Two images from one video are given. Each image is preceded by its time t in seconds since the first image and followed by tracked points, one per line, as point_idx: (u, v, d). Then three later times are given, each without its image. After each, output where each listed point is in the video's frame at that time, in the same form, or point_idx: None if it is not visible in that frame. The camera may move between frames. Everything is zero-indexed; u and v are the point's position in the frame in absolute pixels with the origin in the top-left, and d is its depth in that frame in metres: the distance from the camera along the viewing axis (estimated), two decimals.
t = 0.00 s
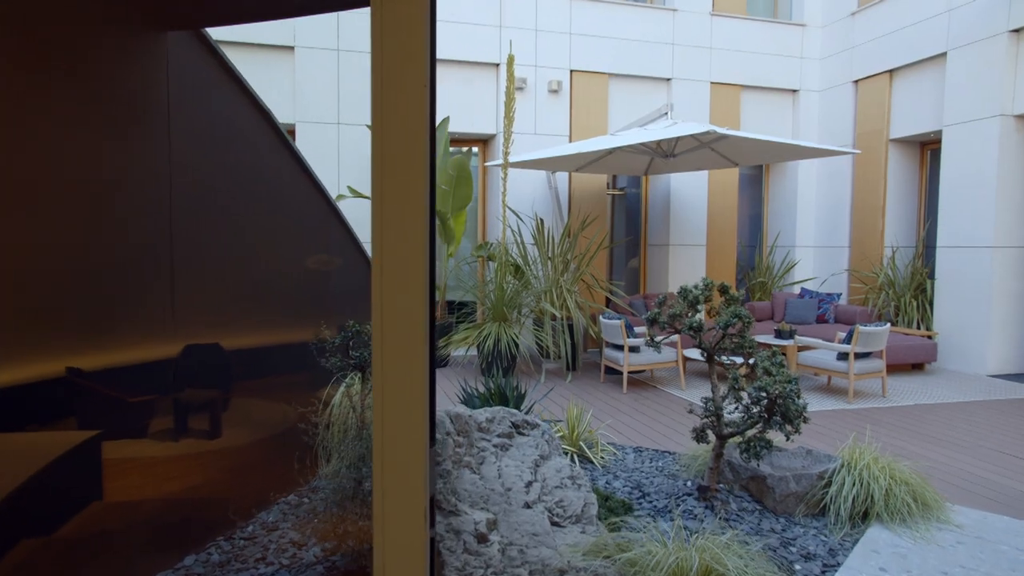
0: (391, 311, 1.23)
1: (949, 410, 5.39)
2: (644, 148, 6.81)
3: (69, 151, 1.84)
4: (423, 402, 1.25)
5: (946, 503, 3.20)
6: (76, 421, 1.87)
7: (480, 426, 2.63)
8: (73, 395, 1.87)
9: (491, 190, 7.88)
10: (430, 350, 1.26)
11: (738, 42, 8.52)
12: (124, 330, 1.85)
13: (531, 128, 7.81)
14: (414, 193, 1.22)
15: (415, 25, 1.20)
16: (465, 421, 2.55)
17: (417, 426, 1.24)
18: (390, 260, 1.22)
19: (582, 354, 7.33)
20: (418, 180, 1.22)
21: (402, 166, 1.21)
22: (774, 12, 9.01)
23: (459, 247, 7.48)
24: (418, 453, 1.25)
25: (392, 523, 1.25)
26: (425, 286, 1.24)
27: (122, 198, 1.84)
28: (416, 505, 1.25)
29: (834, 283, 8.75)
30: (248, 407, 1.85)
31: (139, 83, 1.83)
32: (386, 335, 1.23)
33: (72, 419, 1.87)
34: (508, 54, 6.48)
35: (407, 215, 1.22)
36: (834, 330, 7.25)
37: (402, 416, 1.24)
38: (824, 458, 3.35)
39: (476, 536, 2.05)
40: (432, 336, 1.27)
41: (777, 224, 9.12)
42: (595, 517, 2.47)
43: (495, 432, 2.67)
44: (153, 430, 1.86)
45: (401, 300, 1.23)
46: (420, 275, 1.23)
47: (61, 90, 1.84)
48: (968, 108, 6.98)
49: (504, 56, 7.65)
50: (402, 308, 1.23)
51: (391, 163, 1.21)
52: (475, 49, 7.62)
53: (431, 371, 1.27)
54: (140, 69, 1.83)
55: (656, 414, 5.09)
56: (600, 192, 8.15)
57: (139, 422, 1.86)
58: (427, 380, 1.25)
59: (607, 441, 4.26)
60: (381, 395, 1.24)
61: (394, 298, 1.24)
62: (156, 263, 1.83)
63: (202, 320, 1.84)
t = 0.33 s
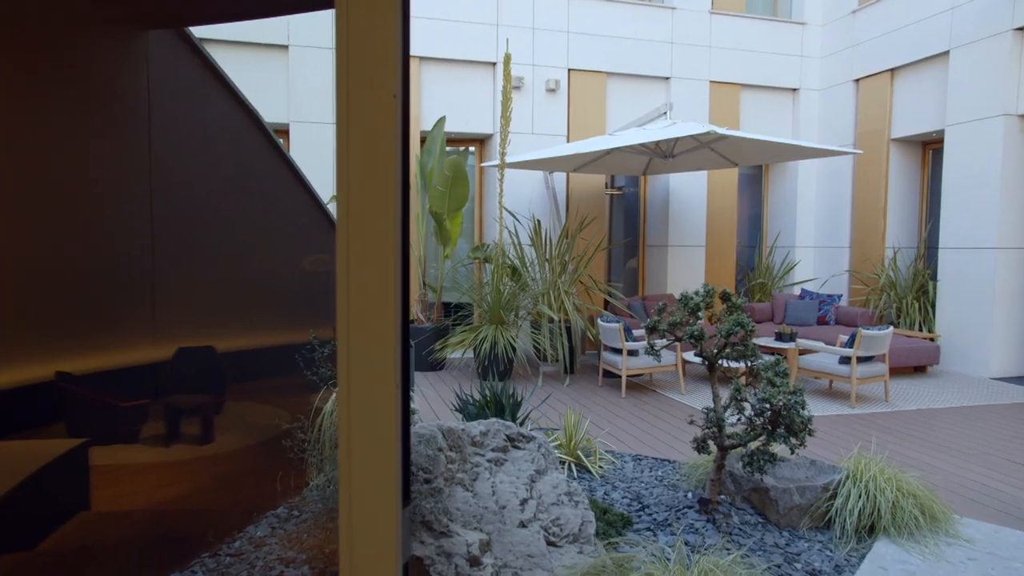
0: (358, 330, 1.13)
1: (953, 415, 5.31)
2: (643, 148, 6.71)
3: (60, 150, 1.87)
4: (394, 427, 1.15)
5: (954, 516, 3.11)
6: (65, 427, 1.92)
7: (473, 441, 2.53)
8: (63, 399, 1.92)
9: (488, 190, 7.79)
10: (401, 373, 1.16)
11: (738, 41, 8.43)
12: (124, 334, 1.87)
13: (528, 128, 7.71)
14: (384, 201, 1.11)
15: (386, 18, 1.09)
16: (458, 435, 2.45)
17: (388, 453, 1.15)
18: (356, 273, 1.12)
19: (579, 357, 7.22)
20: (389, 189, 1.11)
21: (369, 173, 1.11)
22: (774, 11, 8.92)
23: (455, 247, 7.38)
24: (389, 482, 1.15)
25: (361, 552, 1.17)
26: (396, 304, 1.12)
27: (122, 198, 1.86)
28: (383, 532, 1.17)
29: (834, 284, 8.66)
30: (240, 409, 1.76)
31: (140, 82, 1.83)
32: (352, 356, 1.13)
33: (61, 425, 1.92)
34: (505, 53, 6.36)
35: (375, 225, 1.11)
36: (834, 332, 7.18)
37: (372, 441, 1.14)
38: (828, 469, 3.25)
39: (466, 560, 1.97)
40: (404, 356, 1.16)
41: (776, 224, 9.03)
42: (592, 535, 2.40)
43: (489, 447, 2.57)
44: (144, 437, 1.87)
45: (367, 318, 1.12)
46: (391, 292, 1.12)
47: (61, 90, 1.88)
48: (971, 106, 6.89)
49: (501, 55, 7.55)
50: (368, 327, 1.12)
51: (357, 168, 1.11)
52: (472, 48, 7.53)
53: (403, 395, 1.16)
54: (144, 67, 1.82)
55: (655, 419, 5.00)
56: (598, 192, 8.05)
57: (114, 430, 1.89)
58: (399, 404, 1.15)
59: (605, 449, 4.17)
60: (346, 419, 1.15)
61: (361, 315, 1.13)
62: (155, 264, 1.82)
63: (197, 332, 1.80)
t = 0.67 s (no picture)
0: (296, 319, 1.14)
1: (953, 419, 5.23)
2: (639, 148, 6.62)
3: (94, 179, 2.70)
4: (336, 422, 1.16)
5: (957, 527, 3.03)
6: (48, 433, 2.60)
7: (461, 454, 2.44)
8: (49, 403, 2.64)
9: (482, 191, 7.69)
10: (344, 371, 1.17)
11: (734, 40, 8.34)
12: (187, 327, 2.80)
13: (523, 128, 7.61)
14: (326, 202, 1.12)
15: (328, 13, 1.10)
16: (444, 449, 2.36)
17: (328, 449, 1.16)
18: (296, 273, 1.13)
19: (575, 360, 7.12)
20: (332, 192, 1.13)
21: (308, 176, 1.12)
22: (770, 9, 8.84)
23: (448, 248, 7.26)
24: (333, 481, 1.17)
25: (297, 564, 1.16)
26: (336, 302, 1.14)
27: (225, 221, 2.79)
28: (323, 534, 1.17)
29: (832, 285, 8.57)
30: (231, 415, 2.73)
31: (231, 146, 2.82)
32: (293, 357, 1.14)
33: (45, 430, 2.61)
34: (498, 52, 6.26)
35: (316, 227, 1.13)
36: (832, 334, 7.10)
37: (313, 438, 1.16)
38: (828, 479, 3.15)
39: None
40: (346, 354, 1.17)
41: (774, 224, 8.94)
42: (584, 554, 2.29)
43: (477, 460, 2.48)
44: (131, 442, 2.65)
45: (306, 315, 1.14)
46: (333, 295, 1.14)
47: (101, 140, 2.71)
48: (970, 106, 6.81)
49: (495, 53, 7.46)
50: (308, 327, 1.14)
51: (297, 169, 1.12)
52: (465, 47, 7.44)
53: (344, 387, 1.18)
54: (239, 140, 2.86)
55: (651, 424, 4.91)
56: (594, 192, 7.93)
57: (132, 426, 2.67)
58: (342, 402, 1.16)
59: (599, 456, 4.08)
60: (282, 419, 1.15)
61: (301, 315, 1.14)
62: (240, 265, 2.78)
63: (228, 318, 2.77)
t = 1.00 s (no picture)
0: (175, 330, 0.84)
1: (949, 422, 5.15)
2: (631, 147, 6.52)
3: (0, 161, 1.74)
4: (225, 464, 0.86)
5: (955, 537, 2.95)
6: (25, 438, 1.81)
7: (441, 466, 2.32)
8: (24, 411, 1.83)
9: (472, 190, 7.59)
10: (237, 400, 0.87)
11: (728, 39, 8.26)
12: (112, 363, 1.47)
13: (514, 127, 7.52)
14: (214, 164, 0.83)
15: None
16: (423, 461, 2.25)
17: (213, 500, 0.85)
18: (169, 270, 0.83)
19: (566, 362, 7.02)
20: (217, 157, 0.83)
21: (183, 143, 0.82)
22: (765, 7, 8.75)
23: (437, 250, 7.16)
24: (221, 524, 0.86)
25: None
26: (228, 301, 0.84)
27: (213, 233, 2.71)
28: None
29: (826, 286, 8.49)
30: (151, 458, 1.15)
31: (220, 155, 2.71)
32: (168, 354, 0.84)
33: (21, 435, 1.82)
34: (488, 49, 6.15)
35: (200, 200, 0.83)
36: (826, 335, 7.02)
37: (189, 480, 0.85)
38: (822, 488, 3.07)
39: None
40: (242, 350, 0.87)
41: (767, 224, 8.88)
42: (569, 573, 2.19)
43: (458, 472, 2.36)
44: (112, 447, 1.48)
45: (187, 319, 0.84)
46: (221, 294, 0.84)
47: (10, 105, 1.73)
48: (966, 107, 6.74)
49: (485, 51, 7.36)
50: (185, 340, 0.83)
51: (171, 103, 0.83)
52: (455, 44, 7.33)
53: (244, 417, 0.87)
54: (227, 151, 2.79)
55: (641, 429, 4.83)
56: (586, 192, 7.82)
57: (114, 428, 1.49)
58: (229, 405, 0.85)
59: (588, 463, 3.99)
60: (163, 457, 0.85)
61: (183, 324, 0.85)
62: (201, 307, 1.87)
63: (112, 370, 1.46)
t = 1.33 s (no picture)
0: None
1: (943, 425, 5.10)
2: (622, 146, 6.45)
3: None
4: (44, 454, 0.70)
5: (951, 546, 2.88)
6: None
7: (419, 478, 2.26)
8: None
9: (462, 190, 7.50)
10: (60, 381, 0.71)
11: (720, 37, 8.19)
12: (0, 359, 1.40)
13: (504, 126, 7.44)
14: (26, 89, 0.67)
15: None
16: (400, 474, 2.20)
17: (29, 499, 0.68)
18: None
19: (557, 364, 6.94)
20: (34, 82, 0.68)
21: None
22: (757, 6, 8.69)
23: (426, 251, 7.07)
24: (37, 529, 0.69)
25: None
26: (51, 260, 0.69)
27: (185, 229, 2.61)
28: None
29: (818, 286, 8.45)
30: None
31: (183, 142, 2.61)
32: None
33: None
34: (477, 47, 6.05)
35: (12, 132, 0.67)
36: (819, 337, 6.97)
37: None
38: (816, 495, 3.00)
39: None
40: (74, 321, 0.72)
41: (760, 224, 8.83)
42: None
43: (438, 485, 2.29)
44: None
45: None
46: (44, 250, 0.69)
47: None
48: (959, 107, 6.70)
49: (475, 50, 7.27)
50: None
51: None
52: (444, 42, 7.23)
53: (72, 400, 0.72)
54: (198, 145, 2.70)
55: (632, 433, 4.76)
56: (577, 192, 7.74)
57: None
58: (53, 384, 0.70)
59: (577, 469, 3.91)
60: None
61: None
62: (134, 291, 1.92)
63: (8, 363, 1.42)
